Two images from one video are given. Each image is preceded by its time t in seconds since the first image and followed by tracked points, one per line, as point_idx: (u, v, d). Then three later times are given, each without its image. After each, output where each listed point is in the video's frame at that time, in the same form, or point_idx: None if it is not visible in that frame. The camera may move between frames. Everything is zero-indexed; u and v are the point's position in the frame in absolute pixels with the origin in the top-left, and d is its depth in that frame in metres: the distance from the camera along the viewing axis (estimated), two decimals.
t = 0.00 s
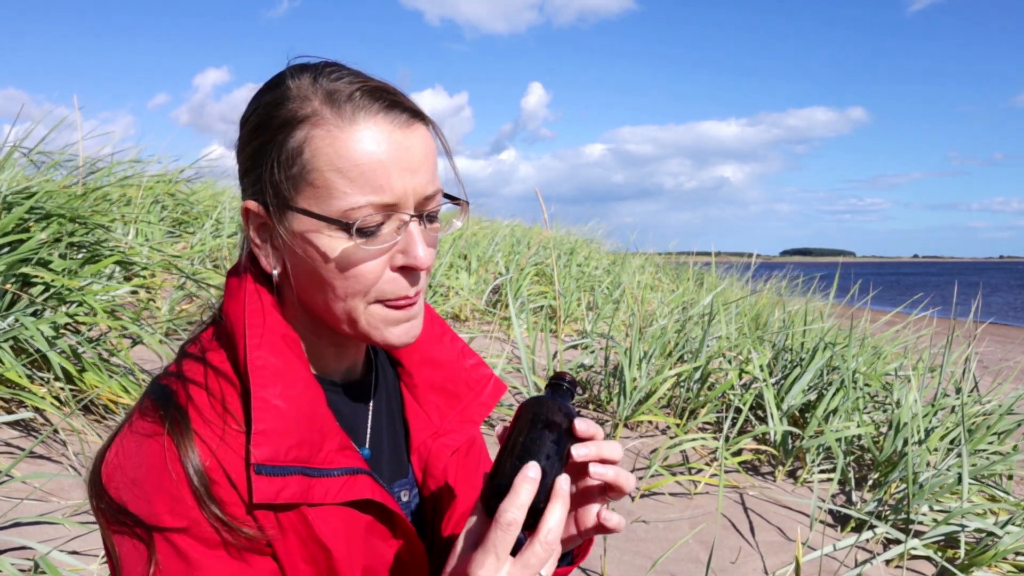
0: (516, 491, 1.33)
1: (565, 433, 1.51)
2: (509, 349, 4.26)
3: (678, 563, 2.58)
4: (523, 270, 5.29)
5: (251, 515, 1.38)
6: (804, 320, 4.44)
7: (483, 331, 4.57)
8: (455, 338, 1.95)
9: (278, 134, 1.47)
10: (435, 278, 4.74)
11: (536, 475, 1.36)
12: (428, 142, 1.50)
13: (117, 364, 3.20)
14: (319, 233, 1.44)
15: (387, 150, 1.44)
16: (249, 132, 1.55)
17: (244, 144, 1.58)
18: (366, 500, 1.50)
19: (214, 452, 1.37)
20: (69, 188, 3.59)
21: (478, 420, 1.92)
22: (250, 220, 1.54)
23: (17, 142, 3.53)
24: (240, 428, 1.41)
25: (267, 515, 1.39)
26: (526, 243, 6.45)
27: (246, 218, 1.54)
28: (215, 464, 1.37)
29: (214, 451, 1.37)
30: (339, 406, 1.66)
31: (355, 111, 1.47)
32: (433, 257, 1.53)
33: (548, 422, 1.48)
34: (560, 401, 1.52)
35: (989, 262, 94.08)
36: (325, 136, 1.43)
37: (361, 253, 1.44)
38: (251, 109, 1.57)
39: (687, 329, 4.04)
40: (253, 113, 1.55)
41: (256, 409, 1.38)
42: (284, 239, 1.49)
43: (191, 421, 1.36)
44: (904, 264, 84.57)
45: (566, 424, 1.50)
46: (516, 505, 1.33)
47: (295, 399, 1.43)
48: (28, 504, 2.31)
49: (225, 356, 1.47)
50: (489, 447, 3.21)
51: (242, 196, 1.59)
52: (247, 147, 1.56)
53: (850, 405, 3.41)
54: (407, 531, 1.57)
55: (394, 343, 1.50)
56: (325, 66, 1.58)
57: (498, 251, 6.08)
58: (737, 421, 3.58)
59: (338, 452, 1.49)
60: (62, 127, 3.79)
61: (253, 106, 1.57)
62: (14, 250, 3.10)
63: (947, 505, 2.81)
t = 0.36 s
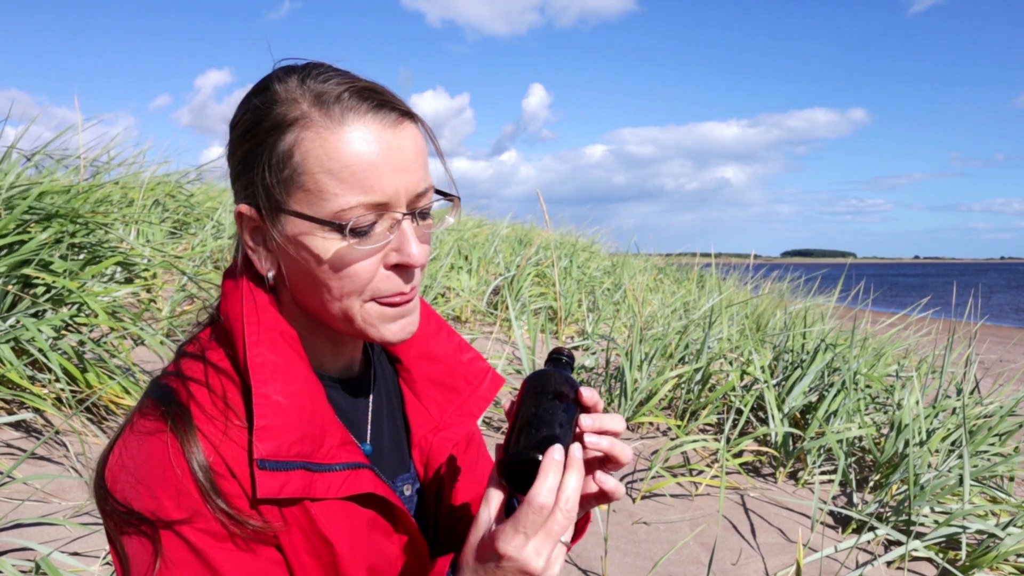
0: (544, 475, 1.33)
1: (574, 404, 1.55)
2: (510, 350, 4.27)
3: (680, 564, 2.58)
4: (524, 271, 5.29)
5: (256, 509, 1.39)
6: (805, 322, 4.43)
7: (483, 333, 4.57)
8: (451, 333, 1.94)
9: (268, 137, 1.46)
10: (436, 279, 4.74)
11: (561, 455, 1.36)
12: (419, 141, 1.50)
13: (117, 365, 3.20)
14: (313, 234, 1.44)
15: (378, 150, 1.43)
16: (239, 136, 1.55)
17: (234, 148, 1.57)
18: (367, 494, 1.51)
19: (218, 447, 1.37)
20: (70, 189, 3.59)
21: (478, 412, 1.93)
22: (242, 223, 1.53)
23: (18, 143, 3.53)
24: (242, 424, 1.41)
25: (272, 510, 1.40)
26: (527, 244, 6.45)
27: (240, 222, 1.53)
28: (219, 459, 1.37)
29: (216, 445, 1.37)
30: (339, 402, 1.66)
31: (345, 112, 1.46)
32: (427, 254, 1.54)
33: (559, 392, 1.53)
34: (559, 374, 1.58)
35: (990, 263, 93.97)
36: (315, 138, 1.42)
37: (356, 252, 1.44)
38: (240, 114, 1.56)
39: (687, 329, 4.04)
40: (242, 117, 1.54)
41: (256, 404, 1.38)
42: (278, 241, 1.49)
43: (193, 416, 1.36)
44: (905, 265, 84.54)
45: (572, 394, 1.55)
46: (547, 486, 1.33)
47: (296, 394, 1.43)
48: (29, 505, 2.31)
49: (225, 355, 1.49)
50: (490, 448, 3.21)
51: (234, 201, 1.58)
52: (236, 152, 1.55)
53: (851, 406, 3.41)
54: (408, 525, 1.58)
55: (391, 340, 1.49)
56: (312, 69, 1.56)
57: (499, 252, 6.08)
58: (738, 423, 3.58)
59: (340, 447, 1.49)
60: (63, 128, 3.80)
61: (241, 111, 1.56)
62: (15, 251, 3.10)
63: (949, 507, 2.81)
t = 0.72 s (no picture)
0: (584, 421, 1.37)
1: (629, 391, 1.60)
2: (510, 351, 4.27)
3: (680, 565, 2.58)
4: (525, 272, 5.29)
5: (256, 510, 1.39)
6: (806, 323, 4.44)
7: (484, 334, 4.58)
8: (443, 330, 1.96)
9: (234, 169, 1.43)
10: (436, 281, 4.75)
11: (604, 410, 1.41)
12: (386, 136, 1.47)
13: (118, 366, 3.21)
14: (306, 259, 1.45)
15: (352, 161, 1.41)
16: (197, 168, 1.50)
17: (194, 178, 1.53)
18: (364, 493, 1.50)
19: (214, 450, 1.38)
20: (71, 191, 3.59)
21: (471, 409, 1.92)
22: (226, 258, 1.52)
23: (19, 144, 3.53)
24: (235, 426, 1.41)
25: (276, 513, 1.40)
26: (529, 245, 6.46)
27: (223, 258, 1.52)
28: (217, 462, 1.38)
29: (211, 448, 1.38)
30: (331, 401, 1.66)
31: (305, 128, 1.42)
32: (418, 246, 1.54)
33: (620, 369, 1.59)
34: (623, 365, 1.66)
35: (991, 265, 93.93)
36: (285, 164, 1.40)
37: (351, 264, 1.45)
38: (193, 146, 1.50)
39: (688, 331, 4.04)
40: (196, 148, 1.49)
41: (244, 414, 1.37)
42: (266, 270, 1.48)
43: (184, 421, 1.37)
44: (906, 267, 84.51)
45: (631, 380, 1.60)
46: (585, 433, 1.36)
47: (284, 400, 1.43)
48: (29, 506, 2.31)
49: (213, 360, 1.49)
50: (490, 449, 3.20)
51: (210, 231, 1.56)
52: (200, 186, 1.51)
53: (851, 408, 3.41)
54: (406, 521, 1.57)
55: (400, 335, 1.51)
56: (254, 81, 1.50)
57: (501, 253, 6.09)
58: (738, 424, 3.58)
59: (333, 448, 1.49)
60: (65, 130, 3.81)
61: (194, 142, 1.51)
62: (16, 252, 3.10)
63: (950, 508, 2.80)
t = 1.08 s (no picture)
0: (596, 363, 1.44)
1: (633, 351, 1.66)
2: (512, 353, 4.27)
3: (681, 568, 2.57)
4: (527, 273, 5.29)
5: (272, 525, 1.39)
6: (808, 324, 4.43)
7: (486, 336, 4.58)
8: (431, 321, 1.97)
9: (225, 226, 1.36)
10: (438, 282, 4.75)
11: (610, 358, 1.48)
12: (372, 162, 1.45)
13: (120, 367, 3.21)
14: (316, 304, 1.44)
15: (351, 202, 1.39)
16: (170, 223, 1.40)
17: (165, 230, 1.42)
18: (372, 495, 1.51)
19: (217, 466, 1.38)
20: (73, 192, 3.60)
21: (463, 397, 1.95)
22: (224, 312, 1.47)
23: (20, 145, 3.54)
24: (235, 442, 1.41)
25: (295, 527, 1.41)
26: (530, 247, 6.46)
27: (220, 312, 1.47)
28: (225, 478, 1.38)
29: (214, 465, 1.38)
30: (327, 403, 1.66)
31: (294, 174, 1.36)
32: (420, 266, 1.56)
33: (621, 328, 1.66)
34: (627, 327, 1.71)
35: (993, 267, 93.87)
36: (285, 217, 1.36)
37: (365, 301, 1.46)
38: (163, 202, 1.40)
39: (689, 332, 4.04)
40: (167, 204, 1.39)
41: (245, 438, 1.38)
42: (273, 317, 1.46)
43: (178, 443, 1.36)
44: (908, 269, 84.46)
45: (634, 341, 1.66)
46: (597, 376, 1.42)
47: (281, 417, 1.43)
48: (31, 507, 2.31)
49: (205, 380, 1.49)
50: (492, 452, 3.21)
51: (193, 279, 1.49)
52: (177, 241, 1.42)
53: (853, 409, 3.40)
54: (410, 518, 1.57)
55: (410, 345, 1.59)
56: (214, 121, 1.38)
57: (502, 255, 6.09)
58: (741, 426, 3.58)
59: (336, 454, 1.48)
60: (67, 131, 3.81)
61: (163, 196, 1.40)
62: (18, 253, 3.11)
63: (952, 510, 2.80)
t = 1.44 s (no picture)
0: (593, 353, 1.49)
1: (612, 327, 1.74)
2: (513, 354, 4.27)
3: (683, 569, 2.57)
4: (527, 274, 5.29)
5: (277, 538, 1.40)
6: (809, 325, 4.43)
7: (487, 336, 4.58)
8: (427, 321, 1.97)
9: (240, 255, 1.35)
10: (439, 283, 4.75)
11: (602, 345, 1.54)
12: (380, 177, 1.45)
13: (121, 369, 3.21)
14: (335, 324, 1.44)
15: (367, 222, 1.40)
16: (179, 252, 1.38)
17: (171, 259, 1.40)
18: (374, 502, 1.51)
19: (218, 477, 1.38)
20: (74, 193, 3.60)
21: (459, 396, 1.97)
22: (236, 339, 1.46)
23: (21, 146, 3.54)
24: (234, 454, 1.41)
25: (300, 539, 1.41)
26: (531, 248, 6.46)
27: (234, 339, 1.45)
28: (226, 490, 1.38)
29: (214, 476, 1.38)
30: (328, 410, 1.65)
31: (308, 199, 1.35)
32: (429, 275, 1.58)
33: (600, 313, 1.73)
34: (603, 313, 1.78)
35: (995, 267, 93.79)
36: (303, 243, 1.36)
37: (383, 317, 1.47)
38: (169, 231, 1.37)
39: (690, 334, 4.04)
40: (177, 234, 1.36)
41: (247, 451, 1.37)
42: (288, 338, 1.45)
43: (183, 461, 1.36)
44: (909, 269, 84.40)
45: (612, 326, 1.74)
46: (596, 367, 1.48)
47: (281, 428, 1.42)
48: (33, 509, 2.32)
49: (202, 393, 1.49)
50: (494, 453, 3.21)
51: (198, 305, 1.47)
52: (184, 269, 1.40)
53: (855, 410, 3.40)
54: (409, 523, 1.57)
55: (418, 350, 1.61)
56: (216, 147, 1.35)
57: (503, 255, 6.09)
58: (742, 427, 3.57)
59: (337, 462, 1.48)
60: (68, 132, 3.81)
61: (169, 225, 1.37)
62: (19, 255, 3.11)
63: (953, 511, 2.80)
